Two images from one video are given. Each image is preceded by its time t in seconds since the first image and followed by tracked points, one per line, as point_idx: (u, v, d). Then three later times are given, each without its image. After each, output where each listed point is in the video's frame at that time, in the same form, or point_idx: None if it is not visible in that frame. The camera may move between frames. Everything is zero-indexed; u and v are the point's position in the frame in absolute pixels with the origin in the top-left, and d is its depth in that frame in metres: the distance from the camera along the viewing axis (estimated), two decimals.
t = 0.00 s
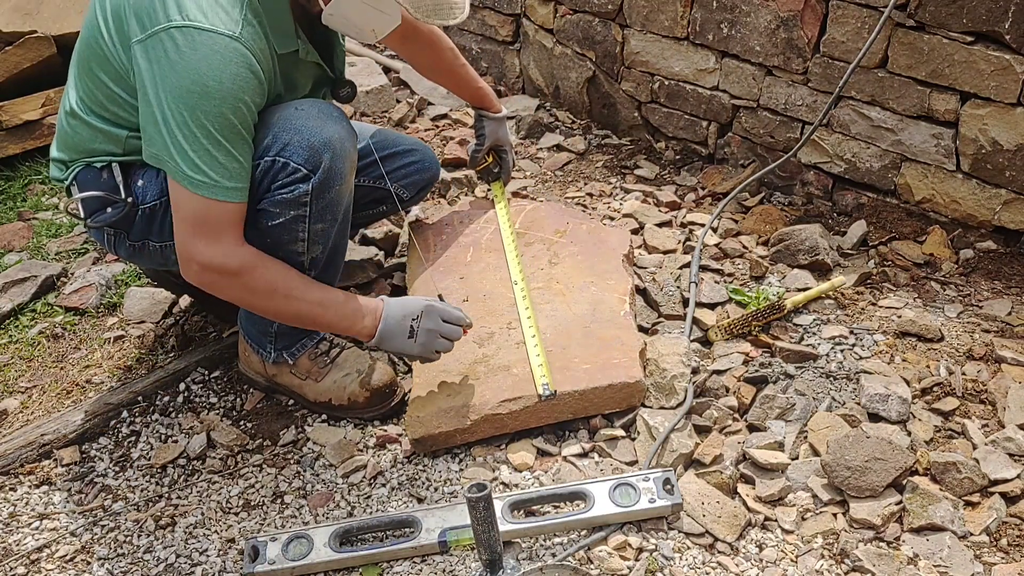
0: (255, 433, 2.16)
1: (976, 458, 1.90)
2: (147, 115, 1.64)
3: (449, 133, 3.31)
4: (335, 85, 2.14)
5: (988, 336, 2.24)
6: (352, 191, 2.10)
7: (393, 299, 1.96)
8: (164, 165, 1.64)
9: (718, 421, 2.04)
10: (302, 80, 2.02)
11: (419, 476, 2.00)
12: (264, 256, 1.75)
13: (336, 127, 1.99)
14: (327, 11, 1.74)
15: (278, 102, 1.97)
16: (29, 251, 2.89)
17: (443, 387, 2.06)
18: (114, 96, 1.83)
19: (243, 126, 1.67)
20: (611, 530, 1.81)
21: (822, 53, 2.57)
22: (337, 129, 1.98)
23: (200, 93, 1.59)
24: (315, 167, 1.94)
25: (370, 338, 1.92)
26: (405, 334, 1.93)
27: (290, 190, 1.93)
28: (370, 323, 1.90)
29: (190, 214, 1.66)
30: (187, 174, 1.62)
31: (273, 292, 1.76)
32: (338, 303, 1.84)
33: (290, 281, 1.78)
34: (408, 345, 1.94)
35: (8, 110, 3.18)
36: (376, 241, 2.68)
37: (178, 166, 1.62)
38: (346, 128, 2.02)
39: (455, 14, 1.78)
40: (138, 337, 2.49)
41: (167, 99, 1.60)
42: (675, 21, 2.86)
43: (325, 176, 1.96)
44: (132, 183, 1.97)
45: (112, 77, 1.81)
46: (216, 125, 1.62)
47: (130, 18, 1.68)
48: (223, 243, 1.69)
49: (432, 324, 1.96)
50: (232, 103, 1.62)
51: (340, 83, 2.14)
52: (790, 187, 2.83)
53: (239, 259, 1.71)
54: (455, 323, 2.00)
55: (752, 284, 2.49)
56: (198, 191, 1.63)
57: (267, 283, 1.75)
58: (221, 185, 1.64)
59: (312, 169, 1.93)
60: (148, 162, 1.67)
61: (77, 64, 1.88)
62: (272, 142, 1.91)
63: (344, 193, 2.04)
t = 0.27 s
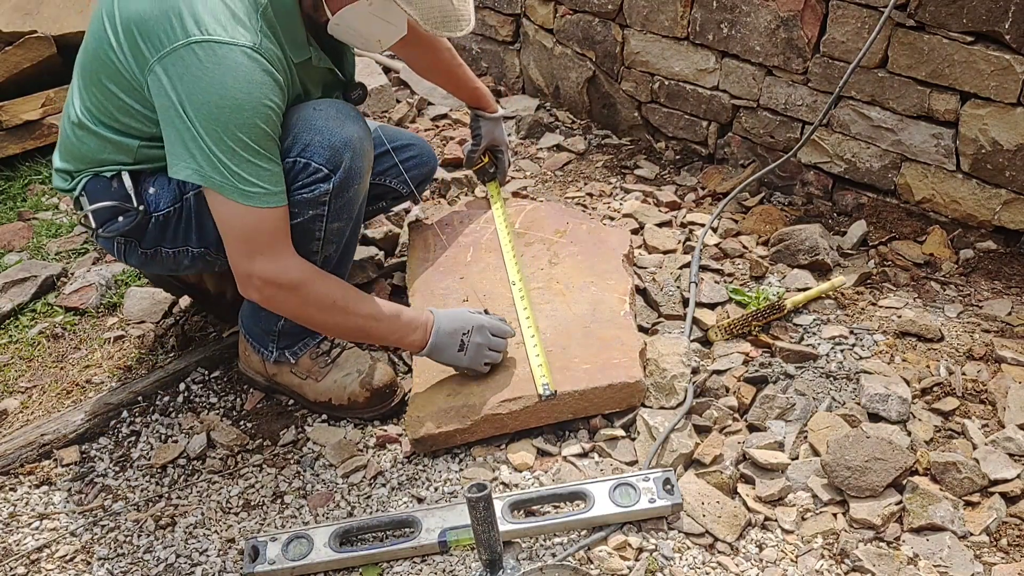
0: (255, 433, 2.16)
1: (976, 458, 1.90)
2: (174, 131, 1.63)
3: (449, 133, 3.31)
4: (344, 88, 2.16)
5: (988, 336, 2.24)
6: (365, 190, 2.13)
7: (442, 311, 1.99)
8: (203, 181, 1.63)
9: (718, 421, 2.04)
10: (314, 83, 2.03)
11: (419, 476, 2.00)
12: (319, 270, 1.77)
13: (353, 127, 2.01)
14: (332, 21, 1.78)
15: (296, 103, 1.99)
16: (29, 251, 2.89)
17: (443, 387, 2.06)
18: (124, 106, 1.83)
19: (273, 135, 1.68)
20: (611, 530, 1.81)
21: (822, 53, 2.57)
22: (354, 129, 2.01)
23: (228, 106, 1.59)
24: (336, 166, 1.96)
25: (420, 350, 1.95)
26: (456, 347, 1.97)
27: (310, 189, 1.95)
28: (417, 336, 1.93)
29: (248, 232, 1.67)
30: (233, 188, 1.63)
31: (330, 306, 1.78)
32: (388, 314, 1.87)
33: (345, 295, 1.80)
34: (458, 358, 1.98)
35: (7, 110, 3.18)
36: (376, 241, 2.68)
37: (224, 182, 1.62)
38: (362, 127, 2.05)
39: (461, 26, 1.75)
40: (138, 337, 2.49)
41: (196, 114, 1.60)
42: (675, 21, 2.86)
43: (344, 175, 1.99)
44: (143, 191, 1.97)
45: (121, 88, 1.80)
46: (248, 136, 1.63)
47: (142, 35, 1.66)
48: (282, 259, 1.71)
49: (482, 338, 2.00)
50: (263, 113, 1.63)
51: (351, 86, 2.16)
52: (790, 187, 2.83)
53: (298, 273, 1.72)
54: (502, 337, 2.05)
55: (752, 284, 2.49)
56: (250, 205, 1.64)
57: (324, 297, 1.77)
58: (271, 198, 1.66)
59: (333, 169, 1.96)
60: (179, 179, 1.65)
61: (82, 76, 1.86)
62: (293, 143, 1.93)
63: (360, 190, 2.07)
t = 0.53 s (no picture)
0: (255, 433, 2.16)
1: (976, 458, 1.89)
2: (189, 140, 1.63)
3: (449, 133, 3.31)
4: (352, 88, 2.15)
5: (988, 336, 2.24)
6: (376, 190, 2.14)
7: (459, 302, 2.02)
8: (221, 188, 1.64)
9: (718, 421, 2.04)
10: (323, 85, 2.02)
11: (419, 476, 2.00)
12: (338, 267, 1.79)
13: (364, 128, 2.02)
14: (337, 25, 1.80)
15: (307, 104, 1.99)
16: (29, 251, 2.89)
17: (443, 387, 2.06)
18: (133, 112, 1.83)
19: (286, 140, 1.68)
20: (610, 530, 1.81)
21: (822, 53, 2.57)
22: (365, 130, 2.02)
23: (241, 112, 1.59)
24: (348, 168, 1.98)
25: (437, 343, 1.97)
26: (474, 339, 2.00)
27: (322, 192, 1.97)
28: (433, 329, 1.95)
29: (269, 235, 1.68)
30: (253, 193, 1.64)
31: (351, 304, 1.80)
32: (405, 308, 1.89)
33: (364, 291, 1.82)
34: (475, 349, 2.01)
35: (7, 110, 3.18)
36: (376, 241, 2.68)
37: (244, 188, 1.63)
38: (374, 128, 2.06)
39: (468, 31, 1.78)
40: (138, 337, 2.49)
41: (210, 122, 1.60)
42: (675, 22, 2.86)
43: (357, 177, 2.00)
44: (150, 196, 1.97)
45: (128, 94, 1.79)
46: (263, 142, 1.63)
47: (151, 42, 1.66)
48: (303, 258, 1.73)
49: (498, 329, 2.04)
50: (276, 118, 1.63)
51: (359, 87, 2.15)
52: (790, 187, 2.83)
53: (318, 274, 1.74)
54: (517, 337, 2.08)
55: (752, 284, 2.49)
56: (270, 208, 1.65)
57: (344, 295, 1.79)
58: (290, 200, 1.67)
59: (345, 171, 1.97)
60: (194, 186, 1.66)
61: (88, 82, 1.86)
62: (305, 145, 1.94)
63: (371, 191, 2.09)
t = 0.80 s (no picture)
0: (255, 433, 2.16)
1: (976, 458, 1.89)
2: (165, 132, 1.63)
3: (449, 133, 3.32)
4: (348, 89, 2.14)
5: (988, 336, 2.24)
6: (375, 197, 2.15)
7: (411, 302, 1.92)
8: (176, 180, 1.63)
9: (718, 421, 2.04)
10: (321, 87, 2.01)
11: (419, 476, 2.00)
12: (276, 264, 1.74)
13: (367, 135, 2.04)
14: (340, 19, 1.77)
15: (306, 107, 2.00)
16: (29, 251, 2.89)
17: (442, 387, 2.06)
18: (133, 111, 1.83)
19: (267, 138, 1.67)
20: (610, 530, 1.81)
21: (822, 53, 2.57)
22: (367, 137, 2.04)
23: (228, 108, 1.59)
24: (348, 175, 1.99)
25: (380, 342, 1.88)
26: (418, 342, 1.89)
27: (322, 197, 1.98)
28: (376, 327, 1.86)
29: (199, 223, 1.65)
30: (201, 188, 1.61)
31: (282, 298, 1.75)
32: (349, 305, 1.81)
33: (300, 285, 1.76)
34: (416, 353, 1.90)
35: (8, 110, 3.18)
36: (376, 241, 2.68)
37: (191, 181, 1.61)
38: (376, 135, 2.07)
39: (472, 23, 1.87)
40: (138, 337, 2.49)
41: (189, 116, 1.60)
42: (675, 21, 2.86)
43: (357, 184, 2.01)
44: (153, 197, 1.97)
45: (131, 92, 1.79)
46: (247, 140, 1.62)
47: (151, 34, 1.67)
48: (234, 249, 1.68)
49: (446, 337, 1.92)
50: (263, 115, 1.62)
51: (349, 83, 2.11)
52: (790, 187, 2.83)
53: (249, 269, 1.69)
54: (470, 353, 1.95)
55: (752, 284, 2.49)
56: (211, 203, 1.62)
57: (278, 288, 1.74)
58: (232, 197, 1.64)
59: (345, 177, 1.99)
60: (162, 178, 1.65)
61: (91, 79, 1.86)
62: (306, 150, 1.95)
63: (372, 198, 2.10)
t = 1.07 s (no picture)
0: (255, 433, 2.16)
1: (976, 458, 1.89)
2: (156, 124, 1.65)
3: (449, 133, 3.32)
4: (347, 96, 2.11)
5: (988, 336, 2.24)
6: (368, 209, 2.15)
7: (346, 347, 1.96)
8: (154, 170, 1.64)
9: (718, 421, 2.04)
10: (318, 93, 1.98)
11: (419, 476, 2.00)
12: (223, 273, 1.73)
13: (361, 151, 2.03)
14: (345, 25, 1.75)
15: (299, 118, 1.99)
16: (29, 251, 2.89)
17: (442, 387, 2.06)
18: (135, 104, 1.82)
19: (254, 140, 1.67)
20: (610, 530, 1.81)
21: (822, 53, 2.57)
22: (360, 153, 2.03)
23: (218, 110, 1.59)
24: (336, 190, 1.99)
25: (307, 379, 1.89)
26: (348, 384, 1.91)
27: (308, 211, 1.99)
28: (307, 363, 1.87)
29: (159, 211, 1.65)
30: (175, 183, 1.62)
31: (222, 307, 1.73)
32: (284, 336, 1.82)
33: (242, 302, 1.76)
34: (345, 394, 1.91)
35: (8, 110, 3.18)
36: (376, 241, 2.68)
37: (166, 175, 1.62)
38: (371, 151, 2.07)
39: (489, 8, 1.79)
40: (138, 337, 2.49)
41: (179, 112, 1.61)
42: (675, 21, 2.86)
43: (345, 200, 2.01)
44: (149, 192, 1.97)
45: (135, 84, 1.80)
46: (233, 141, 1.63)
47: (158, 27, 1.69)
48: (184, 246, 1.68)
49: (375, 382, 1.95)
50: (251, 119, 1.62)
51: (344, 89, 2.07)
52: (789, 187, 2.83)
53: (195, 267, 1.68)
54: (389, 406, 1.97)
55: (752, 284, 2.49)
56: (180, 200, 1.63)
57: (218, 297, 1.73)
58: (204, 195, 1.64)
59: (332, 192, 1.99)
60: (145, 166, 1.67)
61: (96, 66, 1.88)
62: (295, 161, 1.95)
63: (363, 213, 2.10)
